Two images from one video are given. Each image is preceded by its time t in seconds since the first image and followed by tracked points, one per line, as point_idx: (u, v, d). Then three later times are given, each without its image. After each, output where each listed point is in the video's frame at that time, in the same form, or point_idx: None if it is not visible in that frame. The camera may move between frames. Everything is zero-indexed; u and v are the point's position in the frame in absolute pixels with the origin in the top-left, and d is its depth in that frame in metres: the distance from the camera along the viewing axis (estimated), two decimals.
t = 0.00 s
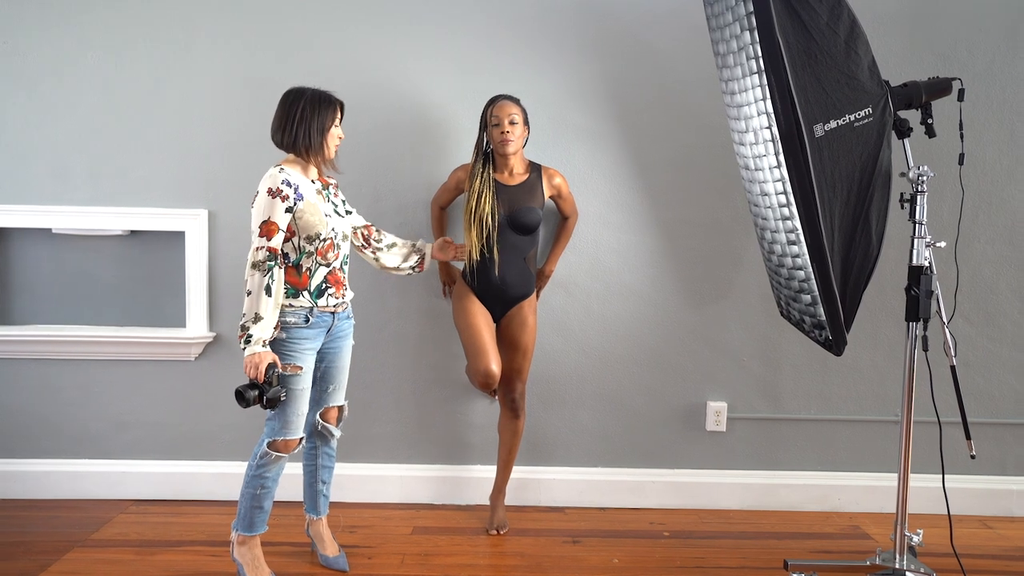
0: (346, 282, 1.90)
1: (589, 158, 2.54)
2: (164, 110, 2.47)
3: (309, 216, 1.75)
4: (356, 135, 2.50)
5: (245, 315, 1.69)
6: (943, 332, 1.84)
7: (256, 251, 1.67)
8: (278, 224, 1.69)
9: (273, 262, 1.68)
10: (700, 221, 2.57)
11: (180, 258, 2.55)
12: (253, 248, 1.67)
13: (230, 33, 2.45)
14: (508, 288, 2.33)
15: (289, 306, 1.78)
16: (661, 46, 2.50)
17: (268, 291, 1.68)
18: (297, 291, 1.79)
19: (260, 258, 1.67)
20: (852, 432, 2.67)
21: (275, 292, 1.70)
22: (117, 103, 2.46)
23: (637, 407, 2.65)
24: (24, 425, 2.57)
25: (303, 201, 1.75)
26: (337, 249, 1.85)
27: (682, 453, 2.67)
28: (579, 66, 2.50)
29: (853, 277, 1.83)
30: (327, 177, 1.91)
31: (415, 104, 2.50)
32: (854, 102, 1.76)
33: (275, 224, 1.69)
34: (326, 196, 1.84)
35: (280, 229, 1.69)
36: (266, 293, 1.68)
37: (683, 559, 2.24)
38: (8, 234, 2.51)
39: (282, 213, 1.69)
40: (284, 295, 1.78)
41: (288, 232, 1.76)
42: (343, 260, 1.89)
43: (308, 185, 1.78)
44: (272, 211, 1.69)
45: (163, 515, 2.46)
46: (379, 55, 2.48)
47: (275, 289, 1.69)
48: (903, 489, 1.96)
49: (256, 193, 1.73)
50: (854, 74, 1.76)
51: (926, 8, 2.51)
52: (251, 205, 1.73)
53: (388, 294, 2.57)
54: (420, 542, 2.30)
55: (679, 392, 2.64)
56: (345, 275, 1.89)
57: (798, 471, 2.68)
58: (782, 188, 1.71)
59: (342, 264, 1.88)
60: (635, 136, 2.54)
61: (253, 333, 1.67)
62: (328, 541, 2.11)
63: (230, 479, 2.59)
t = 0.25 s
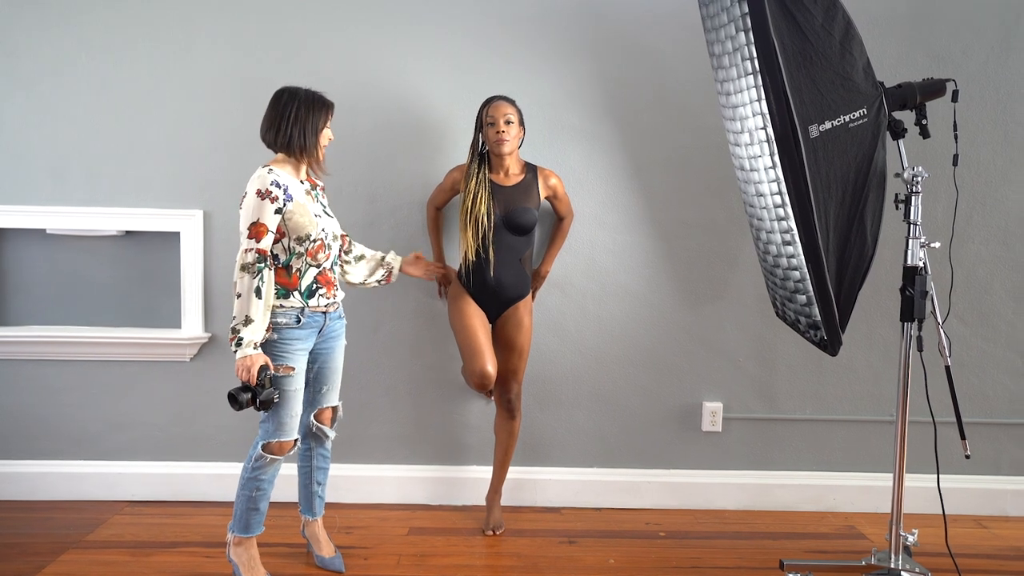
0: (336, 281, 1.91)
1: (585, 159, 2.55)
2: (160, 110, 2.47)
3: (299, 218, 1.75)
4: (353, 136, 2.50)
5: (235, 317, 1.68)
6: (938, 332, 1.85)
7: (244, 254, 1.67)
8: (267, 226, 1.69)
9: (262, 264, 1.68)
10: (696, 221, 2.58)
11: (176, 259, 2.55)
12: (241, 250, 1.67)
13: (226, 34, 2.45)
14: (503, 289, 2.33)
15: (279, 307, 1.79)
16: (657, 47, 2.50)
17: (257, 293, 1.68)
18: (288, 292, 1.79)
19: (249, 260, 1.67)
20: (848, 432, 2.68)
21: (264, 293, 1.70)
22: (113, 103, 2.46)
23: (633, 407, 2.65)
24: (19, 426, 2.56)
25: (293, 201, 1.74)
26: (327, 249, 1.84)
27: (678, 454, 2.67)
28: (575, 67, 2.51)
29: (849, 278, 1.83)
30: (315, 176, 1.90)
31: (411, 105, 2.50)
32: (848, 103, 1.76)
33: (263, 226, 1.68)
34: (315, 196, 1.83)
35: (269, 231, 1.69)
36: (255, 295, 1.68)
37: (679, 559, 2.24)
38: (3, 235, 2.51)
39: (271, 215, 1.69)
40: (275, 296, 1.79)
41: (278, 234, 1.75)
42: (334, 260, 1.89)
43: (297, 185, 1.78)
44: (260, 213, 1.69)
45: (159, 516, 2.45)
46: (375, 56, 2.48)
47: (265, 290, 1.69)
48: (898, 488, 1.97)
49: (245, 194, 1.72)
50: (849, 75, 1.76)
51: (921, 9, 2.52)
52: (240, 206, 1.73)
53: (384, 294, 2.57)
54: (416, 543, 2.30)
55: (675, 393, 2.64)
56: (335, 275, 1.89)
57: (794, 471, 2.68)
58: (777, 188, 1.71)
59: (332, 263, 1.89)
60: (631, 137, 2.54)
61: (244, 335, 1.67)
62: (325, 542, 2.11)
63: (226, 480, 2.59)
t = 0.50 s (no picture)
0: (322, 280, 1.91)
1: (583, 159, 2.55)
2: (157, 110, 2.46)
3: (284, 216, 1.74)
4: (351, 136, 2.50)
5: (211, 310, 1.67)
6: (936, 332, 1.85)
7: (209, 246, 1.66)
8: (238, 221, 1.68)
9: (227, 258, 1.68)
10: (694, 222, 2.58)
11: (174, 259, 2.55)
12: (206, 241, 1.65)
13: (224, 34, 2.45)
14: (501, 290, 2.33)
15: (263, 309, 1.78)
16: (654, 47, 2.50)
17: (226, 285, 1.67)
18: (273, 293, 1.79)
19: (214, 252, 1.66)
20: (845, 432, 2.68)
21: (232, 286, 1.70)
22: (111, 104, 2.46)
23: (631, 408, 2.65)
24: (16, 427, 2.56)
25: (275, 200, 1.73)
26: (313, 247, 1.84)
27: (676, 454, 2.67)
28: (573, 67, 2.51)
29: (846, 279, 1.83)
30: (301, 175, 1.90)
31: (409, 106, 2.50)
32: (846, 104, 1.76)
33: (235, 221, 1.68)
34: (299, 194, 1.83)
35: (240, 226, 1.68)
36: (225, 287, 1.67)
37: (676, 560, 2.24)
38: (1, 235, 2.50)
39: (246, 211, 1.68)
40: (260, 297, 1.78)
41: (263, 232, 1.74)
42: (319, 259, 1.89)
43: (281, 185, 1.77)
44: (236, 209, 1.68)
45: (157, 517, 2.45)
46: (373, 57, 2.48)
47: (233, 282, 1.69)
48: (895, 488, 1.97)
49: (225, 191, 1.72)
50: (846, 76, 1.76)
51: (918, 10, 2.52)
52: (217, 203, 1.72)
53: (382, 295, 2.57)
54: (413, 543, 2.31)
55: (673, 393, 2.64)
56: (321, 274, 1.89)
57: (791, 471, 2.68)
58: (775, 189, 1.71)
59: (318, 263, 1.88)
60: (629, 138, 2.55)
61: (226, 326, 1.67)
62: (323, 543, 2.11)
63: (223, 481, 2.59)
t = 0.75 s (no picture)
0: (301, 277, 1.90)
1: (581, 160, 2.55)
2: (156, 110, 2.46)
3: (257, 211, 1.74)
4: (350, 136, 2.50)
5: (171, 291, 1.66)
6: (934, 333, 1.85)
7: (165, 224, 1.63)
8: (200, 206, 1.66)
9: (184, 239, 1.65)
10: (693, 222, 2.58)
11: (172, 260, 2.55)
12: (162, 219, 1.63)
13: (223, 35, 2.45)
14: (500, 290, 2.33)
15: (240, 309, 1.78)
16: (653, 48, 2.50)
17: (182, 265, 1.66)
18: (250, 291, 1.78)
19: (170, 231, 1.63)
20: (844, 433, 2.68)
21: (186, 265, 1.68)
22: (109, 104, 2.46)
23: (630, 408, 2.65)
24: (15, 429, 2.56)
25: (249, 195, 1.73)
26: (291, 243, 1.83)
27: (675, 454, 2.67)
28: (571, 68, 2.51)
29: (845, 279, 1.84)
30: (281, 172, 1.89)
31: (407, 106, 2.50)
32: (845, 105, 1.77)
33: (196, 206, 1.66)
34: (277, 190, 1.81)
35: (201, 211, 1.66)
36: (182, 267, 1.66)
37: (675, 560, 2.24)
38: None
39: (213, 201, 1.67)
40: (236, 295, 1.77)
41: (235, 225, 1.74)
42: (297, 255, 1.88)
43: (256, 180, 1.76)
44: (203, 197, 1.67)
45: (155, 518, 2.45)
46: (372, 57, 2.48)
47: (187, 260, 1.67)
48: (894, 489, 1.97)
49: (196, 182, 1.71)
50: (845, 77, 1.77)
51: (916, 10, 2.52)
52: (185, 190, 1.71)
53: (380, 295, 2.57)
54: (413, 544, 2.31)
55: (672, 394, 2.65)
56: (299, 271, 1.88)
57: (790, 472, 2.69)
58: (774, 189, 1.71)
59: (297, 259, 1.87)
60: (628, 138, 2.55)
61: (190, 306, 1.67)
62: (317, 544, 2.11)
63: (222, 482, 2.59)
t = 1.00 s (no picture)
0: (286, 280, 1.87)
1: (581, 160, 2.55)
2: (155, 111, 2.46)
3: (240, 211, 1.73)
4: (349, 137, 2.50)
5: (146, 291, 1.67)
6: (934, 333, 1.85)
7: (145, 222, 1.64)
8: (181, 206, 1.67)
9: (163, 239, 1.66)
10: (692, 223, 2.58)
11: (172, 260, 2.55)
12: (144, 217, 1.64)
13: (223, 35, 2.45)
14: (499, 291, 2.33)
15: (221, 309, 1.76)
16: (652, 48, 2.51)
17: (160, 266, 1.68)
18: (230, 292, 1.76)
19: (150, 229, 1.65)
20: (844, 433, 2.68)
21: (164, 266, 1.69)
22: (109, 104, 2.46)
23: (629, 409, 2.65)
24: (14, 429, 2.55)
25: (232, 195, 1.72)
26: (275, 244, 1.81)
27: (674, 455, 2.67)
28: (570, 68, 2.51)
29: (845, 280, 1.84)
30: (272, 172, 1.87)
31: (407, 107, 2.50)
32: (844, 106, 1.77)
33: (177, 205, 1.67)
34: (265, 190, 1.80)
35: (182, 211, 1.67)
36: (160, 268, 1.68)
37: (675, 561, 2.24)
38: None
39: (195, 201, 1.68)
40: (216, 296, 1.76)
41: (218, 225, 1.73)
42: (284, 257, 1.86)
43: (241, 181, 1.75)
44: (185, 196, 1.67)
45: (154, 519, 2.45)
46: (371, 58, 2.48)
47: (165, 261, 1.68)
48: (894, 489, 1.97)
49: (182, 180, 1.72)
50: (845, 78, 1.77)
51: (916, 11, 2.53)
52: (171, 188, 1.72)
53: (379, 296, 2.57)
54: (412, 544, 2.31)
55: (672, 394, 2.65)
56: (284, 273, 1.85)
57: (790, 473, 2.69)
58: (773, 190, 1.71)
59: (282, 261, 1.85)
60: (627, 139, 2.55)
61: (163, 308, 1.68)
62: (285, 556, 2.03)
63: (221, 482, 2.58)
